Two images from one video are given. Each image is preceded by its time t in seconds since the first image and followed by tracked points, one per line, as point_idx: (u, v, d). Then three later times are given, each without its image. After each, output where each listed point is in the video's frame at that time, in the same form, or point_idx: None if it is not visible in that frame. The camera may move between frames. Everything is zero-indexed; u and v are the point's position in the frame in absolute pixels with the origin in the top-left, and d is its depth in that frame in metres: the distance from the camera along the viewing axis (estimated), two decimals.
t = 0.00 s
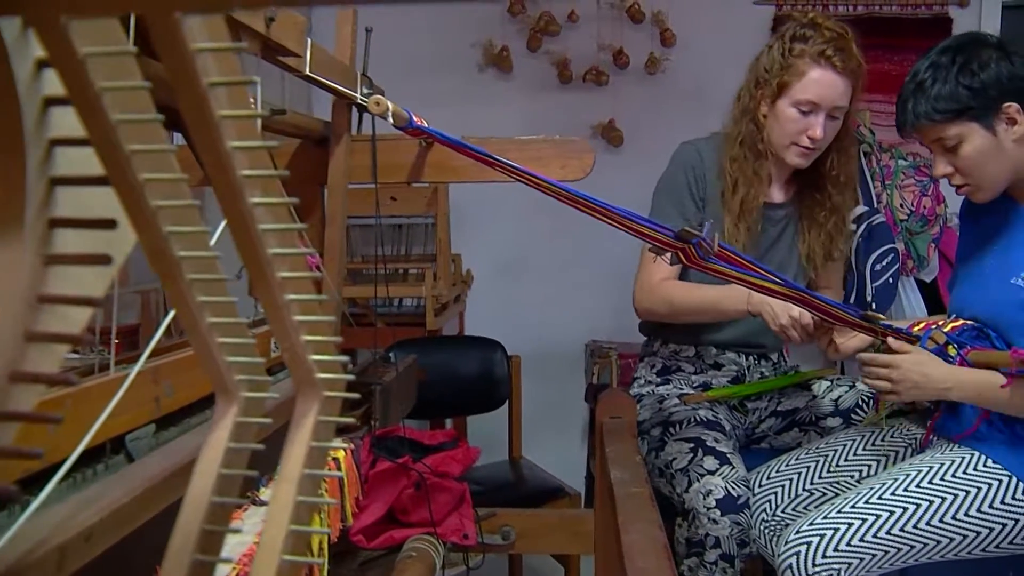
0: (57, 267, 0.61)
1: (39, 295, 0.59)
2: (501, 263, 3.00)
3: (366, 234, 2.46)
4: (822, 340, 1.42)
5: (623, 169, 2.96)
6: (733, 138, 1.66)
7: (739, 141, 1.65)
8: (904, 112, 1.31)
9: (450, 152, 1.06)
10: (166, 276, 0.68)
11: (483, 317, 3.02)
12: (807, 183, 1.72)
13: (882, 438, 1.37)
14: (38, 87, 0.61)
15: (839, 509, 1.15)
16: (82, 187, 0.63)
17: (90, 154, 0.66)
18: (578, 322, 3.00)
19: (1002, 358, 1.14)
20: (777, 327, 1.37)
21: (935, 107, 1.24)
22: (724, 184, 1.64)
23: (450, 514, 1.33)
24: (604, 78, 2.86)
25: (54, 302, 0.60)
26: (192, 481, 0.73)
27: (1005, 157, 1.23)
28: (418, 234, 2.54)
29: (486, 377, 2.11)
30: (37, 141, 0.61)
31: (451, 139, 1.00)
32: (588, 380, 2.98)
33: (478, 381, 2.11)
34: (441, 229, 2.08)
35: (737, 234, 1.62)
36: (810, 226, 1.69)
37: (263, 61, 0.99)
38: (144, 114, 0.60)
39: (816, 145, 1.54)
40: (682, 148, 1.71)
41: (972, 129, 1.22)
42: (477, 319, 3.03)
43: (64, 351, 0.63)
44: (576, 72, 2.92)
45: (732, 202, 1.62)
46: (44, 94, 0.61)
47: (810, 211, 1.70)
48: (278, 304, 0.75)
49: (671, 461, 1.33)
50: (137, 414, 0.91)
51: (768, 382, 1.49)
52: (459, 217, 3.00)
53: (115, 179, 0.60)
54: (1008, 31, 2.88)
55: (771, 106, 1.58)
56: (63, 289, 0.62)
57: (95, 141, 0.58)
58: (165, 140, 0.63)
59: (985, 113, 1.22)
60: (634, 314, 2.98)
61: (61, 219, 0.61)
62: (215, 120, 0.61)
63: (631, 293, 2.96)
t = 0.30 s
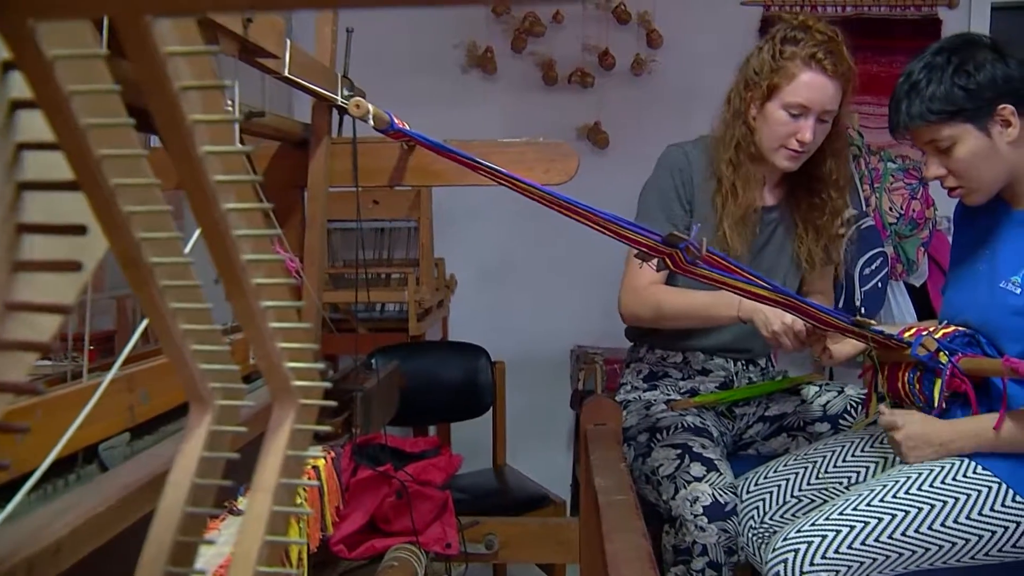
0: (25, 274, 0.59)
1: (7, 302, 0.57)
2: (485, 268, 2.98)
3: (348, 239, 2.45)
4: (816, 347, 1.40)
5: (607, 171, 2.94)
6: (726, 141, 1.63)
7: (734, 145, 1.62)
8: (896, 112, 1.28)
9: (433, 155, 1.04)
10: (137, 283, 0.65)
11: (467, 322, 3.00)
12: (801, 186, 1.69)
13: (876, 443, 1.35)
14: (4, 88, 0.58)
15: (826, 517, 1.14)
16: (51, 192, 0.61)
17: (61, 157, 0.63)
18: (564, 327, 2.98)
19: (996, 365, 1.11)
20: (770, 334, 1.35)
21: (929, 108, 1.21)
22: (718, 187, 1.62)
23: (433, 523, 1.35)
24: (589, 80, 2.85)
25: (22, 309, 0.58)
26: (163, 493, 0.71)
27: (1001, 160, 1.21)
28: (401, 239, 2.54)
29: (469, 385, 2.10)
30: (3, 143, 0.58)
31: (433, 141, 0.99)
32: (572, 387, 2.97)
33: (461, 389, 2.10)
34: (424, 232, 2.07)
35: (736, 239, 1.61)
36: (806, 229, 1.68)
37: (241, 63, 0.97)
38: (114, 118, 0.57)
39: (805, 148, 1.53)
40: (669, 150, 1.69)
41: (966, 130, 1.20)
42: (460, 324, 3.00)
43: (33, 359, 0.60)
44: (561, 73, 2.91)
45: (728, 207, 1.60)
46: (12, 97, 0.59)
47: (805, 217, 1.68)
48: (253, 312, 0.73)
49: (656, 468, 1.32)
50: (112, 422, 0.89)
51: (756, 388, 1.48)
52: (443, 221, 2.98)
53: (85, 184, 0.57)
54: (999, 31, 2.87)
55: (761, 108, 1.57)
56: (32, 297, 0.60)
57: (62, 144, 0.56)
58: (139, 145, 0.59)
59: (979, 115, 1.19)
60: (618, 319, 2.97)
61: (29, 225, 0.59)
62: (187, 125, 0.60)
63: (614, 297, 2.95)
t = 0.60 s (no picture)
0: None
1: None
2: (465, 273, 2.97)
3: (329, 243, 2.43)
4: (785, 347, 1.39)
5: (590, 173, 2.93)
6: (688, 144, 1.62)
7: (695, 146, 1.61)
8: (892, 99, 1.25)
9: (412, 158, 1.02)
10: (107, 290, 0.63)
11: (446, 330, 2.98)
12: (767, 180, 1.69)
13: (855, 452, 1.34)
14: None
15: (811, 525, 1.13)
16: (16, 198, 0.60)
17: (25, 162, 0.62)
18: (545, 333, 2.98)
19: (978, 370, 1.10)
20: (737, 334, 1.33)
21: (928, 95, 1.19)
22: (684, 192, 1.61)
23: (413, 533, 1.34)
24: (573, 82, 2.85)
25: None
26: (133, 503, 0.68)
27: (993, 154, 1.19)
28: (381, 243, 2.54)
29: (451, 392, 2.08)
30: None
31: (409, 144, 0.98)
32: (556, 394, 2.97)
33: (445, 395, 2.08)
34: (405, 237, 2.07)
35: (703, 239, 1.59)
36: (775, 227, 1.66)
37: (217, 64, 0.95)
38: (82, 122, 0.55)
39: (771, 142, 1.52)
40: (637, 160, 1.68)
41: (962, 121, 1.18)
42: (441, 332, 2.99)
43: None
44: (545, 75, 2.90)
45: (694, 208, 1.59)
46: None
47: (774, 213, 1.67)
48: (225, 319, 0.71)
49: (639, 478, 1.31)
50: (84, 432, 0.87)
51: (738, 395, 1.47)
52: (425, 226, 2.96)
53: (51, 190, 0.55)
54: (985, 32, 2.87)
55: (722, 106, 1.56)
56: None
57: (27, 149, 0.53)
58: (108, 150, 0.57)
59: (976, 106, 1.17)
60: (595, 326, 2.96)
61: None
62: (154, 128, 0.58)
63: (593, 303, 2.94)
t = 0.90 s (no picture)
0: None
1: None
2: (447, 279, 2.95)
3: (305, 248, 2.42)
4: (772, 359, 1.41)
5: (573, 178, 2.92)
6: (677, 151, 1.62)
7: (685, 154, 1.61)
8: (870, 98, 1.24)
9: (390, 163, 1.01)
10: (74, 301, 0.59)
11: (427, 338, 2.96)
12: (755, 189, 1.68)
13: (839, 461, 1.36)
14: None
15: (796, 534, 1.12)
16: None
17: None
18: (528, 340, 2.96)
19: (956, 377, 1.09)
20: (724, 344, 1.33)
21: (906, 97, 1.18)
22: (671, 199, 1.60)
23: (393, 544, 1.35)
24: (555, 85, 2.83)
25: None
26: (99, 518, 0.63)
27: (970, 157, 1.18)
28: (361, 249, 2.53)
29: (433, 402, 2.07)
30: None
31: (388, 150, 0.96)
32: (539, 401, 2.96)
33: (425, 403, 2.07)
34: (385, 241, 2.06)
35: (687, 249, 1.58)
36: (764, 236, 1.64)
37: (191, 67, 0.93)
38: (49, 128, 0.53)
39: (760, 150, 1.51)
40: (629, 159, 1.67)
41: (940, 122, 1.17)
42: (421, 339, 2.97)
43: None
44: (527, 79, 2.89)
45: (679, 216, 1.58)
46: None
47: (764, 225, 1.65)
48: (195, 328, 0.69)
49: (622, 486, 1.30)
50: (52, 444, 0.85)
51: (722, 402, 1.46)
52: (406, 231, 2.94)
53: (14, 197, 0.53)
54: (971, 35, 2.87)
55: (711, 114, 1.56)
56: None
57: None
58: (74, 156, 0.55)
59: (954, 110, 1.16)
60: (580, 332, 2.96)
61: None
62: (123, 136, 0.57)
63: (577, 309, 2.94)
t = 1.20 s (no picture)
0: None
1: None
2: (428, 286, 2.93)
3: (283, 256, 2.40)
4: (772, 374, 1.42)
5: (557, 183, 2.91)
6: (683, 159, 1.60)
7: (690, 162, 1.59)
8: (878, 84, 1.21)
9: (371, 169, 0.99)
10: (35, 308, 0.56)
11: (408, 346, 2.94)
12: (760, 202, 1.68)
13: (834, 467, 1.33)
14: None
15: (782, 546, 1.10)
16: None
17: None
18: (511, 348, 2.95)
19: (944, 384, 1.08)
20: (725, 353, 1.34)
21: (933, 74, 1.15)
22: (675, 208, 1.59)
23: (371, 556, 1.33)
24: (537, 89, 2.81)
25: None
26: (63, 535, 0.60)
27: (975, 152, 1.17)
28: (339, 255, 2.50)
29: (414, 412, 2.06)
30: None
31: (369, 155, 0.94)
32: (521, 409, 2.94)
33: (405, 413, 2.05)
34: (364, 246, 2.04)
35: (691, 259, 1.57)
36: (766, 250, 1.65)
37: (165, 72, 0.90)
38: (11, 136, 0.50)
39: (765, 164, 1.50)
40: (631, 160, 1.65)
41: (956, 110, 1.15)
42: (403, 347, 2.95)
43: None
44: (510, 82, 2.88)
45: (685, 226, 1.56)
46: None
47: (766, 235, 1.65)
48: (166, 340, 0.66)
49: (606, 496, 1.28)
50: (18, 458, 0.83)
51: (709, 411, 1.45)
52: (386, 237, 2.91)
53: None
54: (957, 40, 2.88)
55: (719, 126, 1.54)
56: None
57: None
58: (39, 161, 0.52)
59: (971, 100, 1.15)
60: (565, 340, 2.95)
61: None
62: (89, 144, 0.54)
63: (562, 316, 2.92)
